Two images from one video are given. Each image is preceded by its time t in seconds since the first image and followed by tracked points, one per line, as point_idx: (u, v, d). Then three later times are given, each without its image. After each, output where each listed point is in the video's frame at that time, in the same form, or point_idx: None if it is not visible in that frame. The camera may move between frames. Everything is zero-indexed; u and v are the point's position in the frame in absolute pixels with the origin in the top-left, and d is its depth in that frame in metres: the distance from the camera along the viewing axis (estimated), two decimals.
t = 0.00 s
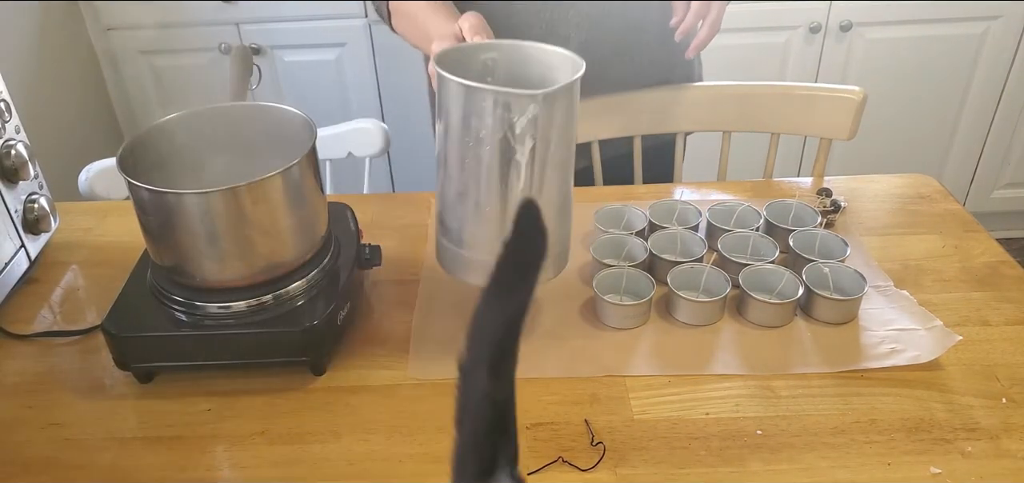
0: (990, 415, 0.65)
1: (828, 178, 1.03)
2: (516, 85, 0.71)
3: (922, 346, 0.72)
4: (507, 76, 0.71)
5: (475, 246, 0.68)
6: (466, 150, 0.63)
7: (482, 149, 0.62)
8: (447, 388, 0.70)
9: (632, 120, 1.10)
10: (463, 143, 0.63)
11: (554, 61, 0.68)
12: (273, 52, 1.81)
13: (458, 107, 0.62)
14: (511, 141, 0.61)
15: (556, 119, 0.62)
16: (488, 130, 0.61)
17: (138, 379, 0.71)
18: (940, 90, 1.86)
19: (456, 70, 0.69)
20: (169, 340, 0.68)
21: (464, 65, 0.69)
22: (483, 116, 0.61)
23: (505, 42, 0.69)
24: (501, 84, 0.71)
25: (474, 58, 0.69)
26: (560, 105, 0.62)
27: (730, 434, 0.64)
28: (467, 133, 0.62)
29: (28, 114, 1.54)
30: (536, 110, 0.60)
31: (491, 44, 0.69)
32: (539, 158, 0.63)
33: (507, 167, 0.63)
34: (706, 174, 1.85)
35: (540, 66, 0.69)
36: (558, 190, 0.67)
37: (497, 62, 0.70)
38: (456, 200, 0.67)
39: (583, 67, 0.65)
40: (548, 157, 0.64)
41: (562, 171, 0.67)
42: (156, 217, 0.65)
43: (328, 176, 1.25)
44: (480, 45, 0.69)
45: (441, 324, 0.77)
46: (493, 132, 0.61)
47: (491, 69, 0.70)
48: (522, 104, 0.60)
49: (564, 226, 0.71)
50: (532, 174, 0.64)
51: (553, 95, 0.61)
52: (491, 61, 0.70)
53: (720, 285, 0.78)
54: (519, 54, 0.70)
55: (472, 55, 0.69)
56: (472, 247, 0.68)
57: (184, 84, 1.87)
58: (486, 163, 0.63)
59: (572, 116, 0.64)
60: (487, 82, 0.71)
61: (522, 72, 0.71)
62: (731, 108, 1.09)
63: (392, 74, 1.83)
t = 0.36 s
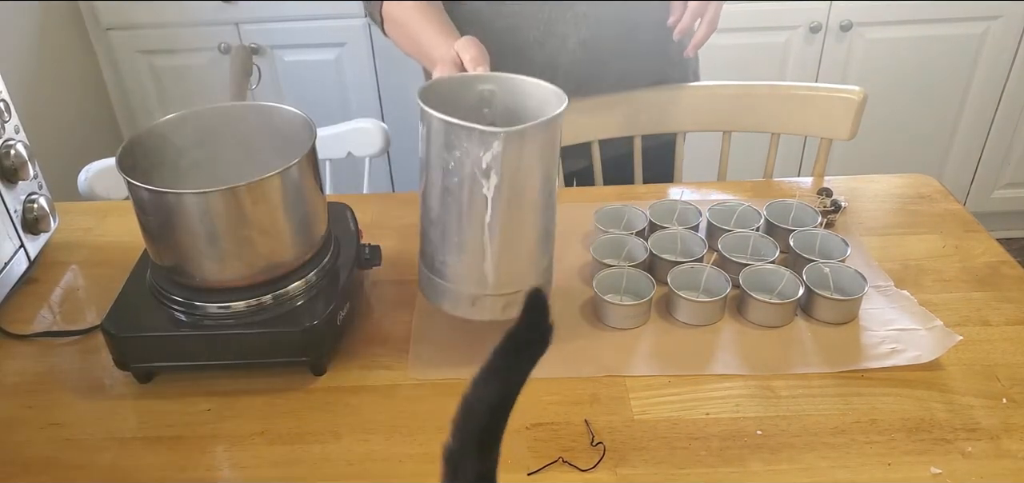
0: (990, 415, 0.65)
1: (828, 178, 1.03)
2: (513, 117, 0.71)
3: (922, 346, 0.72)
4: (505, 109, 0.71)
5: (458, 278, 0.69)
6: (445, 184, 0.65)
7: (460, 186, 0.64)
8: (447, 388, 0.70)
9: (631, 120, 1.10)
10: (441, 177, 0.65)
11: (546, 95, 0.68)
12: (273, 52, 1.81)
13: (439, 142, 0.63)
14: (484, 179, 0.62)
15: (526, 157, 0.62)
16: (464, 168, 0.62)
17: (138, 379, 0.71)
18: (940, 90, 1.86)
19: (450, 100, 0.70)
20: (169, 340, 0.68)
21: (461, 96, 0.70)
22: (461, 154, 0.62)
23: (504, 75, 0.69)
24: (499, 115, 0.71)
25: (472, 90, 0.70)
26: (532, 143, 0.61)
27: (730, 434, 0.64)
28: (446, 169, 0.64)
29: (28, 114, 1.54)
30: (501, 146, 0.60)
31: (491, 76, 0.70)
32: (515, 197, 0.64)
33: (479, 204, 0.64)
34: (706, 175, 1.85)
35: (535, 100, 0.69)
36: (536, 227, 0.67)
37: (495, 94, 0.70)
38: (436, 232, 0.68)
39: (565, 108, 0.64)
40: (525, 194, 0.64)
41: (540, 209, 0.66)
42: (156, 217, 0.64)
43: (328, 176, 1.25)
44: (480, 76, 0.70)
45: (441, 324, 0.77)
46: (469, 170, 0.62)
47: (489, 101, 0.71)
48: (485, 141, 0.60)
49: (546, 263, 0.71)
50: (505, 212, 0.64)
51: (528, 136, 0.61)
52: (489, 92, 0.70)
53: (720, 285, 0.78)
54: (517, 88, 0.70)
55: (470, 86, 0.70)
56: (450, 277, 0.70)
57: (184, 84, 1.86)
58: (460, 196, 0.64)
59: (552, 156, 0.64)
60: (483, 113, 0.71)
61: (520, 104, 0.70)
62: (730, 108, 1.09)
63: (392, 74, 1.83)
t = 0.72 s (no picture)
0: (990, 415, 0.65)
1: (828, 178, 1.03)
2: (520, 146, 0.74)
3: (922, 345, 0.72)
4: (512, 139, 0.74)
5: (478, 316, 0.71)
6: (462, 234, 0.66)
7: (476, 235, 0.65)
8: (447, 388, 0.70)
9: (631, 120, 1.10)
10: (458, 228, 0.66)
11: (549, 126, 0.71)
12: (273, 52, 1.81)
13: (453, 197, 0.65)
14: (500, 231, 0.64)
15: (538, 203, 0.64)
16: (480, 219, 0.64)
17: (138, 379, 0.71)
18: (940, 90, 1.86)
19: (457, 137, 0.73)
20: (169, 340, 0.68)
21: (467, 131, 0.73)
22: (477, 206, 0.64)
23: (507, 108, 0.72)
24: (506, 145, 0.74)
25: (478, 123, 0.73)
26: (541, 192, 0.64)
27: (730, 434, 0.64)
28: (461, 220, 0.65)
29: (28, 114, 1.54)
30: (516, 202, 0.63)
31: (495, 110, 0.73)
32: (529, 235, 0.66)
33: (497, 250, 0.66)
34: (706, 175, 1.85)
35: (539, 130, 0.72)
36: (552, 258, 0.69)
37: (500, 126, 0.73)
38: (454, 275, 0.70)
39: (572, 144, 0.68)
40: (538, 237, 0.66)
41: (554, 246, 0.69)
42: (156, 217, 0.65)
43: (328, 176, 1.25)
44: (485, 110, 0.73)
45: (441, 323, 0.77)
46: (485, 220, 0.64)
47: (495, 133, 0.73)
48: (500, 198, 0.62)
49: (563, 289, 0.73)
50: (521, 251, 0.66)
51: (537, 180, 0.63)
52: (494, 125, 0.73)
53: (720, 285, 0.78)
54: (520, 119, 0.73)
55: (475, 120, 0.73)
56: (473, 313, 0.72)
57: (184, 83, 1.86)
58: (478, 246, 0.66)
59: (556, 191, 0.66)
60: (491, 145, 0.74)
61: (526, 135, 0.73)
62: (730, 108, 1.09)
63: (392, 74, 1.83)
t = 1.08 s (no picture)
0: (990, 415, 0.65)
1: (828, 178, 1.03)
2: (518, 153, 0.74)
3: (921, 346, 0.72)
4: (509, 146, 0.74)
5: (470, 318, 0.71)
6: (454, 236, 0.66)
7: (468, 236, 0.65)
8: (447, 388, 0.70)
9: (630, 120, 1.10)
10: (450, 230, 0.66)
11: (548, 133, 0.71)
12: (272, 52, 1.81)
13: (447, 196, 0.65)
14: (492, 232, 0.64)
15: (531, 205, 0.64)
16: (472, 221, 0.64)
17: (138, 379, 0.71)
18: (940, 90, 1.86)
19: (455, 142, 0.73)
20: (169, 340, 0.68)
21: (464, 137, 0.73)
22: (469, 208, 0.64)
23: (506, 115, 0.73)
24: (504, 151, 0.74)
25: (475, 129, 0.73)
26: (535, 194, 0.64)
27: (730, 434, 0.64)
28: (454, 221, 0.65)
29: (27, 114, 1.54)
30: (508, 203, 0.63)
31: (494, 116, 0.73)
32: (522, 239, 0.65)
33: (488, 253, 0.66)
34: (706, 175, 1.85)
35: (537, 137, 0.72)
36: (545, 265, 0.69)
37: (498, 133, 0.73)
38: (446, 277, 0.70)
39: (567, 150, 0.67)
40: (531, 240, 0.66)
41: (548, 250, 0.68)
42: (156, 217, 0.65)
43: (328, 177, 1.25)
44: (484, 116, 0.73)
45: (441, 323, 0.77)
46: (477, 222, 0.64)
47: (492, 139, 0.74)
48: (491, 198, 0.62)
49: (555, 297, 0.73)
50: (513, 256, 0.66)
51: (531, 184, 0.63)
52: (493, 132, 0.73)
53: (720, 286, 0.78)
54: (519, 126, 0.73)
55: (472, 126, 0.73)
56: (463, 318, 0.71)
57: (183, 84, 1.86)
58: (470, 248, 0.66)
59: (552, 198, 0.66)
60: (489, 151, 0.74)
61: (524, 142, 0.73)
62: (730, 108, 1.09)
63: (392, 74, 1.83)
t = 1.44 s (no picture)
0: (989, 415, 0.65)
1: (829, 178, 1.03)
2: (518, 152, 0.74)
3: (921, 346, 0.72)
4: (509, 146, 0.74)
5: (470, 318, 0.71)
6: (454, 237, 0.66)
7: (467, 236, 0.65)
8: (447, 388, 0.70)
9: (631, 119, 1.10)
10: (450, 230, 0.66)
11: (548, 134, 0.71)
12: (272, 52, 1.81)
13: (446, 196, 0.65)
14: (492, 232, 0.64)
15: (531, 205, 0.64)
16: (472, 221, 0.64)
17: (138, 379, 0.71)
18: (939, 89, 1.86)
19: (455, 142, 0.73)
20: (169, 340, 0.68)
21: (464, 137, 0.73)
22: (469, 208, 0.64)
23: (505, 115, 0.73)
24: (504, 151, 0.74)
25: (475, 129, 0.73)
26: (535, 194, 0.64)
27: (730, 434, 0.64)
28: (453, 221, 0.65)
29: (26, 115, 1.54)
30: (508, 204, 0.62)
31: (494, 116, 0.73)
32: (521, 240, 0.65)
33: (488, 253, 0.66)
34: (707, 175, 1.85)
35: (537, 137, 0.72)
36: (545, 266, 0.69)
37: (498, 133, 0.73)
38: (446, 277, 0.70)
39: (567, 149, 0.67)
40: (531, 240, 0.66)
41: (548, 250, 0.68)
42: (156, 217, 0.64)
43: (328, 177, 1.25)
44: (484, 116, 0.73)
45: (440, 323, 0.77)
46: (477, 222, 0.64)
47: (492, 139, 0.74)
48: (490, 199, 0.62)
49: (555, 298, 0.73)
50: (512, 256, 0.66)
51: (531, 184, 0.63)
52: (493, 132, 0.73)
53: (720, 286, 0.78)
54: (518, 126, 0.73)
55: (472, 126, 0.73)
56: (463, 318, 0.71)
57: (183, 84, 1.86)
58: (470, 248, 0.66)
59: (552, 199, 0.66)
60: (489, 151, 0.74)
61: (524, 142, 0.73)
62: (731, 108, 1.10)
63: (392, 74, 1.83)
